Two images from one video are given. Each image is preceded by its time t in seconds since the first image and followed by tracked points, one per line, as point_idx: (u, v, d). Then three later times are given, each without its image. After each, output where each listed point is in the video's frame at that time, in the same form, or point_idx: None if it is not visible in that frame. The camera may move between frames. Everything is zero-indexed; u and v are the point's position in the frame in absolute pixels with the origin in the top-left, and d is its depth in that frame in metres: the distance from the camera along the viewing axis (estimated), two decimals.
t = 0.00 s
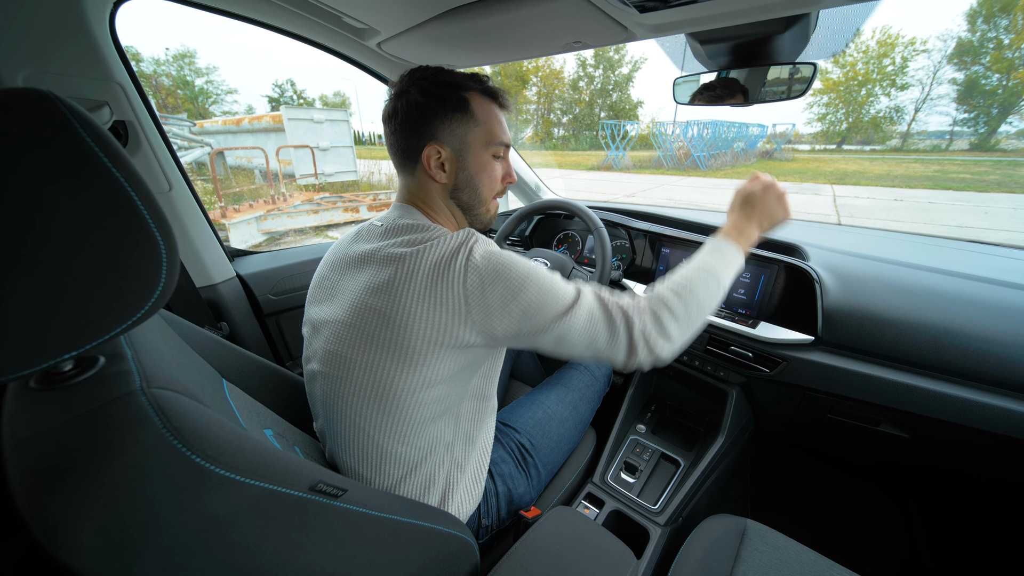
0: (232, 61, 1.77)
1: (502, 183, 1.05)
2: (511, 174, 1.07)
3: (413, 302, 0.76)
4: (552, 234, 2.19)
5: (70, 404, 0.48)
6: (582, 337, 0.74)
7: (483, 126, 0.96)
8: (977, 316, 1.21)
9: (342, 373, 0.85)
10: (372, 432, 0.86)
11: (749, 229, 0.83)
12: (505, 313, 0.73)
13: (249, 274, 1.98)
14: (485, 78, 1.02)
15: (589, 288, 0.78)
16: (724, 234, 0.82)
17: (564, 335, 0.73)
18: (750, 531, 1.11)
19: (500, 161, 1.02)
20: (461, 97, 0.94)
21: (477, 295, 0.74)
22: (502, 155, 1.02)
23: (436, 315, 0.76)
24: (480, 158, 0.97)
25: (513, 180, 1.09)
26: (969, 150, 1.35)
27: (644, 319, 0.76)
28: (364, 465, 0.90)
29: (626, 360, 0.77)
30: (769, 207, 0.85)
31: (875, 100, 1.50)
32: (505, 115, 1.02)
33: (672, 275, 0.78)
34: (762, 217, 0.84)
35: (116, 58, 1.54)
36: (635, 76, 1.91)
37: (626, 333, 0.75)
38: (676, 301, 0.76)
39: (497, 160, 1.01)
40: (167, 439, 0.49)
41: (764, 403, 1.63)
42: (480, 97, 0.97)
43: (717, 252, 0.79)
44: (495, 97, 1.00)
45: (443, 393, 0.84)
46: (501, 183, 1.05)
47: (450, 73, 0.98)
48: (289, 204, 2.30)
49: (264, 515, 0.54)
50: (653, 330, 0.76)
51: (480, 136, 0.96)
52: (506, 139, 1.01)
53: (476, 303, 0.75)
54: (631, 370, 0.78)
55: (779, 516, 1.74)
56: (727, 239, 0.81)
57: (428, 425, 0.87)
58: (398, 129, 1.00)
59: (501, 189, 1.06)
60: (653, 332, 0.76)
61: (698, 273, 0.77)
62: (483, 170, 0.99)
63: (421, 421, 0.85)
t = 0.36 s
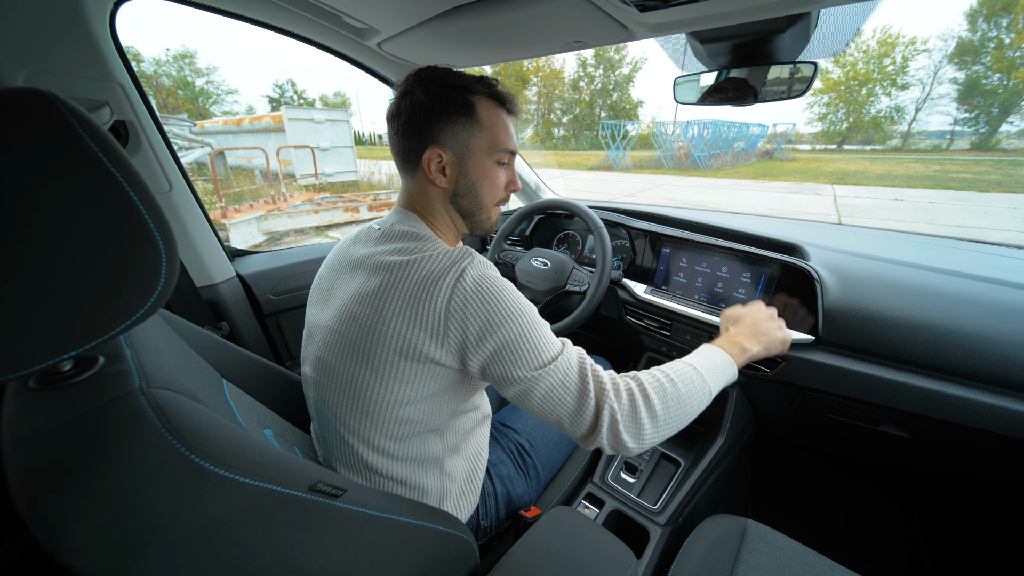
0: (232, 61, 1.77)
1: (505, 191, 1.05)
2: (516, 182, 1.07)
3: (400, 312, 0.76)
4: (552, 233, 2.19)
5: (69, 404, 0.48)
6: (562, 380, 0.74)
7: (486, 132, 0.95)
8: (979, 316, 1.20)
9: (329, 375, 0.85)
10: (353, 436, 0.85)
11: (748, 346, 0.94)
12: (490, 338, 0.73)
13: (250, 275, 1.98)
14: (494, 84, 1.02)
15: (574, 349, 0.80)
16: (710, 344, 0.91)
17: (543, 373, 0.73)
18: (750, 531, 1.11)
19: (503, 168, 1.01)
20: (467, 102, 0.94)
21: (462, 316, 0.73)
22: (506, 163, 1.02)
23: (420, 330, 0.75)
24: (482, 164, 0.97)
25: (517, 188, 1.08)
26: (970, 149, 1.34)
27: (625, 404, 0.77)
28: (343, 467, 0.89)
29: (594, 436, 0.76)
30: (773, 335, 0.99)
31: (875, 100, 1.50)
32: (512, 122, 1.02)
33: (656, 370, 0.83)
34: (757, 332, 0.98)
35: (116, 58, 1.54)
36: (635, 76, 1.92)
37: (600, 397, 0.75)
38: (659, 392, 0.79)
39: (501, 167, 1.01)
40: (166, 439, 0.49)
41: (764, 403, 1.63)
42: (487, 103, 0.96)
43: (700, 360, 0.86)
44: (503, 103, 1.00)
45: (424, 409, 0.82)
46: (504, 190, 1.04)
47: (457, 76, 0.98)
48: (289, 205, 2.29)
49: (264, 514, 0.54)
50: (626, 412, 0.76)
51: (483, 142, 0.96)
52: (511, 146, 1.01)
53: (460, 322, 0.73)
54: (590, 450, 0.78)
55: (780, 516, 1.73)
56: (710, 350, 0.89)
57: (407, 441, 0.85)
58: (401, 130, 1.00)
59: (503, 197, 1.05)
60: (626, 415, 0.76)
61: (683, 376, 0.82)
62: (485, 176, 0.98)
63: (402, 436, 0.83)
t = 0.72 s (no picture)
0: (232, 61, 1.77)
1: (497, 186, 1.02)
2: (508, 175, 1.03)
3: (394, 309, 0.76)
4: (552, 233, 2.19)
5: (68, 403, 0.48)
6: (559, 379, 0.75)
7: (467, 125, 0.94)
8: (979, 316, 1.20)
9: (326, 375, 0.85)
10: (351, 435, 0.85)
11: (749, 353, 0.95)
12: (486, 337, 0.73)
13: (250, 274, 1.98)
14: (481, 74, 0.99)
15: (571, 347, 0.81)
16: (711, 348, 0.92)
17: (540, 372, 0.73)
18: (751, 531, 1.11)
19: (490, 162, 0.98)
20: (446, 97, 0.93)
21: (456, 315, 0.74)
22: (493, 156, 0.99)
23: (416, 328, 0.75)
24: (465, 159, 0.95)
25: (511, 182, 1.05)
26: (971, 150, 1.34)
27: (624, 403, 0.77)
28: (343, 467, 0.89)
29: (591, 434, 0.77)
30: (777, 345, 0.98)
31: (876, 100, 1.50)
32: (499, 112, 0.98)
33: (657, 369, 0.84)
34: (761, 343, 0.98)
35: (116, 57, 1.54)
36: (636, 77, 1.92)
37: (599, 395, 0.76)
38: (658, 391, 0.80)
39: (487, 161, 0.98)
40: (166, 438, 0.49)
41: (764, 403, 1.63)
42: (468, 95, 0.94)
43: (701, 364, 0.87)
44: (487, 93, 0.97)
45: (420, 408, 0.82)
46: (495, 185, 1.01)
47: (442, 70, 0.96)
48: (289, 205, 2.29)
49: (263, 514, 0.54)
50: (623, 412, 0.77)
51: (464, 136, 0.94)
52: (497, 138, 0.97)
53: (456, 320, 0.73)
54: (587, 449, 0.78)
55: (780, 516, 1.73)
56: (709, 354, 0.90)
57: (406, 440, 0.84)
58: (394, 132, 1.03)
59: (495, 192, 1.02)
60: (624, 415, 0.77)
61: (684, 377, 0.83)
62: (470, 171, 0.96)
63: (400, 436, 0.83)
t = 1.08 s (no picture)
0: (233, 61, 1.77)
1: (451, 178, 0.88)
2: (465, 164, 0.89)
3: (356, 310, 0.73)
4: (552, 233, 2.19)
5: (67, 403, 0.48)
6: (528, 378, 0.70)
7: (407, 113, 0.84)
8: (979, 315, 1.20)
9: (305, 376, 0.84)
10: (333, 435, 0.85)
11: (722, 339, 0.87)
12: (447, 336, 0.69)
13: (250, 274, 1.98)
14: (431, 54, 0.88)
15: (542, 340, 0.76)
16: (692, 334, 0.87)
17: (505, 371, 0.69)
18: (751, 531, 1.11)
19: (438, 151, 0.86)
20: (387, 85, 0.85)
21: (416, 313, 0.70)
22: (443, 144, 0.87)
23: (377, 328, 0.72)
24: (406, 150, 0.85)
25: (470, 173, 0.90)
26: (971, 149, 1.34)
27: (599, 395, 0.73)
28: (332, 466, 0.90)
29: (565, 430, 0.73)
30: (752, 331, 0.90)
31: (876, 100, 1.51)
32: (446, 93, 0.86)
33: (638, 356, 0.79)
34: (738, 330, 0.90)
35: (116, 57, 1.53)
36: (636, 77, 1.93)
37: (569, 391, 0.72)
38: (634, 379, 0.75)
39: (433, 150, 0.86)
40: (165, 437, 0.48)
41: (765, 403, 1.63)
42: (408, 79, 0.85)
43: (687, 353, 0.81)
44: (433, 73, 0.86)
45: (395, 408, 0.81)
46: (447, 177, 0.88)
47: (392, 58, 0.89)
48: (289, 205, 2.30)
49: (263, 513, 0.54)
50: (595, 409, 0.72)
51: (403, 124, 0.85)
52: (444, 122, 0.85)
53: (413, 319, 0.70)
54: (565, 447, 0.75)
55: (780, 517, 1.72)
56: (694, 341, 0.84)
57: (382, 440, 0.84)
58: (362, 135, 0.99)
59: (449, 184, 0.89)
60: (596, 412, 0.73)
61: (665, 368, 0.78)
62: (412, 163, 0.85)
63: (379, 434, 0.83)
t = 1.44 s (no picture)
0: (232, 61, 1.77)
1: (374, 182, 0.85)
2: (387, 165, 0.86)
3: (264, 345, 0.75)
4: (552, 233, 2.19)
5: (65, 403, 0.48)
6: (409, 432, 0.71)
7: (309, 113, 0.80)
8: (980, 315, 1.19)
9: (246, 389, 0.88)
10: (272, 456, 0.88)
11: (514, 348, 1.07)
12: (335, 381, 0.69)
13: (249, 274, 1.98)
14: (328, 38, 0.83)
15: (429, 390, 0.76)
16: (514, 359, 1.03)
17: (385, 424, 0.70)
18: (750, 531, 1.11)
19: (354, 153, 0.83)
20: (284, 83, 0.81)
21: (308, 358, 0.70)
22: (359, 144, 0.83)
23: (279, 362, 0.73)
24: (319, 155, 0.81)
25: (394, 174, 0.87)
26: (971, 150, 1.34)
27: (479, 473, 0.81)
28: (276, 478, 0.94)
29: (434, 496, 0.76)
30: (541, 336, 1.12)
31: (876, 100, 1.52)
32: (350, 85, 0.81)
33: (483, 408, 0.90)
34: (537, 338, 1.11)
35: (116, 56, 1.52)
36: (636, 76, 1.94)
37: (445, 449, 0.76)
38: (504, 444, 0.85)
39: (349, 152, 0.83)
40: (162, 438, 0.49)
41: (765, 403, 1.63)
42: (306, 73, 0.80)
43: (520, 386, 0.97)
44: (331, 61, 0.81)
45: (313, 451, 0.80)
46: (370, 182, 0.85)
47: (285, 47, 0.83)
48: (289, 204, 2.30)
49: (261, 513, 0.54)
50: (473, 467, 0.78)
51: (311, 126, 0.80)
52: (354, 120, 0.81)
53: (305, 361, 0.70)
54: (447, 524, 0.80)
55: (780, 517, 1.72)
56: (513, 370, 1.01)
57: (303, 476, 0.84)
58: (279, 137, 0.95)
59: (374, 189, 0.86)
60: (473, 473, 0.79)
61: (508, 406, 0.92)
62: (326, 166, 0.82)
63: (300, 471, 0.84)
